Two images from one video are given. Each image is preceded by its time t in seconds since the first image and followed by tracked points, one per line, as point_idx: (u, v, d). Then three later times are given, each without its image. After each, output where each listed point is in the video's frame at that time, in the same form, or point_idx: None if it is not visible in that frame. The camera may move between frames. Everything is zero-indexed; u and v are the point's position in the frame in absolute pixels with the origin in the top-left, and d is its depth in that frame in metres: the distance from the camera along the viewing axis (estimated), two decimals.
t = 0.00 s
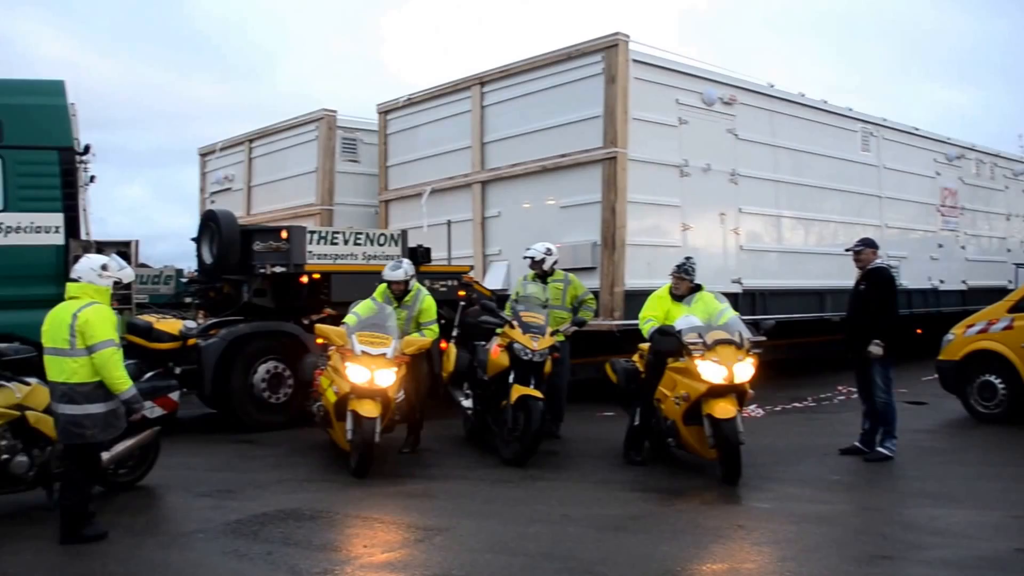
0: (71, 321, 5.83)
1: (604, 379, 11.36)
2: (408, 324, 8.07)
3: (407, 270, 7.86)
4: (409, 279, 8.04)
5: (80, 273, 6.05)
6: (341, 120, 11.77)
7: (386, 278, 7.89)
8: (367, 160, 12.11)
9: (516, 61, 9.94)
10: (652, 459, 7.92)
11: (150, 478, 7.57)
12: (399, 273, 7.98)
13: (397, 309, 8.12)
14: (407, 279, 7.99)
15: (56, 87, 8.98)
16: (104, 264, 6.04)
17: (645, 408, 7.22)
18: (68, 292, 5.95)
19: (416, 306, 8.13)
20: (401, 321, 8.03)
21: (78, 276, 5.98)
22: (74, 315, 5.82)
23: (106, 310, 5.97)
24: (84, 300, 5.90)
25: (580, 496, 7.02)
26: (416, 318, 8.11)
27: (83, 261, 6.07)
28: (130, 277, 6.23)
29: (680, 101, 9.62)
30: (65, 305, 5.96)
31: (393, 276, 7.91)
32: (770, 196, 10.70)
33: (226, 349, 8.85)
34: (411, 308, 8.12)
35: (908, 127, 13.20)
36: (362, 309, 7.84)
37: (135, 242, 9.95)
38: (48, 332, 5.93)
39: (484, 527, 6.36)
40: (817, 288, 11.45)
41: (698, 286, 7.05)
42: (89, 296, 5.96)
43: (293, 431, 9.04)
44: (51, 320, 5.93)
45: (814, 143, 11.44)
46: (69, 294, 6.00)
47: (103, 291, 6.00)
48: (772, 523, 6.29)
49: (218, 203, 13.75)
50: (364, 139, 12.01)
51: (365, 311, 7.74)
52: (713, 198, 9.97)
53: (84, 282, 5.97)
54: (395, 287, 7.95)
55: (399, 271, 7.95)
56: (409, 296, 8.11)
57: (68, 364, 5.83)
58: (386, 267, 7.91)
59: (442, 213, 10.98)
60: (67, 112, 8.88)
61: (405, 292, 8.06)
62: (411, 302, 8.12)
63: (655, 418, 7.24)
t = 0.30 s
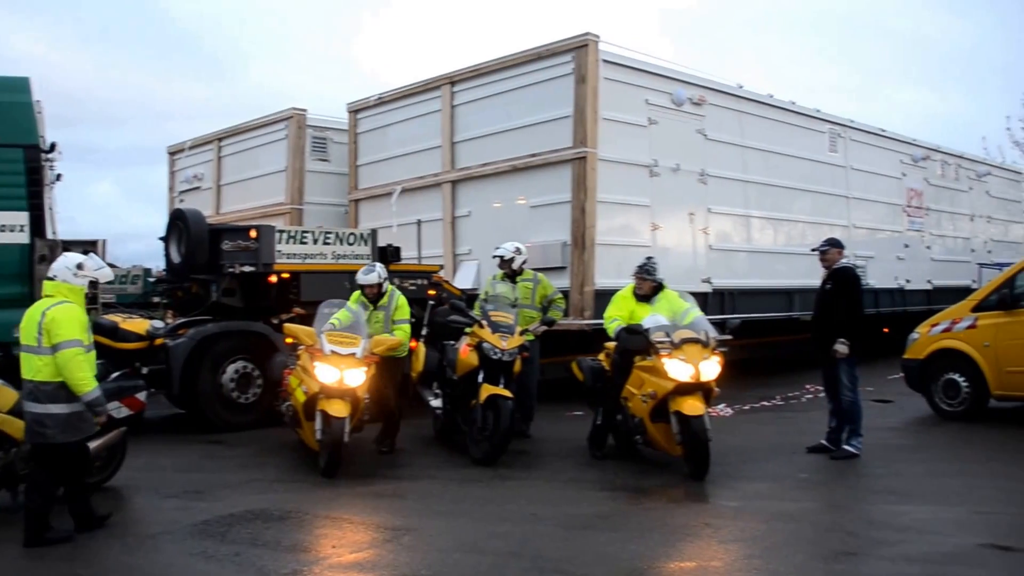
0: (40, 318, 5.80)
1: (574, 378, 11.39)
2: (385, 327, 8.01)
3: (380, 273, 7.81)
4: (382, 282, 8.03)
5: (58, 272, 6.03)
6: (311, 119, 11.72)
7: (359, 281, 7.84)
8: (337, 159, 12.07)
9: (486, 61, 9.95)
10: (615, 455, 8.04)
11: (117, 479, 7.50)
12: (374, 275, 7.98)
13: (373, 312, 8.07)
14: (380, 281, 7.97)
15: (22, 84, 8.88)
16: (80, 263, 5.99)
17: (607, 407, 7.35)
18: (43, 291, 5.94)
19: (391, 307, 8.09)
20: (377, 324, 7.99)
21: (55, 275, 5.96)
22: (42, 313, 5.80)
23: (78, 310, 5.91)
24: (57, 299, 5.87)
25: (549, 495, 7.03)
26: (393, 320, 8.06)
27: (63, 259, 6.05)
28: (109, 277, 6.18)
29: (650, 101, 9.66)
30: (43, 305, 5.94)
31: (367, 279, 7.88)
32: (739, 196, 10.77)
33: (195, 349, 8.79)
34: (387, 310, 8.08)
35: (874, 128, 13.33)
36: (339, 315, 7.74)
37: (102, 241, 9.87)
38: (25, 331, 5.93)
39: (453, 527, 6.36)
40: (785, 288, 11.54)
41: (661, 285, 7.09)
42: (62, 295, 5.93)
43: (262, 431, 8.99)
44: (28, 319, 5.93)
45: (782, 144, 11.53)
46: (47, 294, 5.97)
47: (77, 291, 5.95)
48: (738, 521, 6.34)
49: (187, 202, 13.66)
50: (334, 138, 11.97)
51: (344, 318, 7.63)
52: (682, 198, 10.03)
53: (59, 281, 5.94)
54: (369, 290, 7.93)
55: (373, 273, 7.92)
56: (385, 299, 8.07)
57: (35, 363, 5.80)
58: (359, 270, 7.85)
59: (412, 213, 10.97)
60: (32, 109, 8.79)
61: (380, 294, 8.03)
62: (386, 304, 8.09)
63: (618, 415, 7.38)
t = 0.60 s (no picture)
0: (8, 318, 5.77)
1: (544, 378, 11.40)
2: (362, 325, 7.97)
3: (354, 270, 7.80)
4: (359, 280, 7.98)
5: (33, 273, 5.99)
6: (280, 118, 11.66)
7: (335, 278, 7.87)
8: (307, 159, 12.02)
9: (456, 60, 9.94)
10: (584, 454, 8.08)
11: (83, 481, 7.41)
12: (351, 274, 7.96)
13: (351, 312, 8.04)
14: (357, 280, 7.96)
15: None
16: (53, 263, 5.98)
17: (575, 406, 7.39)
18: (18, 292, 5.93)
19: (368, 306, 8.08)
20: (356, 322, 7.97)
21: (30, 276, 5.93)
22: (10, 313, 5.77)
23: (47, 309, 5.84)
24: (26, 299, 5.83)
25: (518, 495, 7.03)
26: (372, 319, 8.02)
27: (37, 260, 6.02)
28: (84, 276, 6.11)
29: (619, 101, 9.69)
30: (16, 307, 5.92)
31: (342, 276, 7.87)
32: (708, 196, 10.83)
33: (162, 349, 8.71)
34: (365, 308, 8.07)
35: (842, 130, 13.45)
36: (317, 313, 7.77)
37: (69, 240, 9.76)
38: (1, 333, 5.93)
39: (422, 527, 6.34)
40: (754, 288, 11.62)
41: (621, 284, 7.15)
42: (35, 295, 5.88)
43: (231, 432, 8.93)
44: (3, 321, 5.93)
45: (751, 144, 11.61)
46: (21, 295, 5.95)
47: (49, 291, 5.89)
48: (706, 520, 6.37)
49: (156, 201, 13.55)
50: (304, 137, 11.91)
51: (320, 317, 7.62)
52: (652, 198, 10.06)
53: (33, 281, 5.91)
54: (344, 288, 7.91)
55: (349, 271, 7.89)
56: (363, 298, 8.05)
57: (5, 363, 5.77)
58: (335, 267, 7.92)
59: (382, 213, 10.94)
60: None
61: (356, 293, 8.02)
62: (364, 303, 8.07)
63: (584, 416, 7.47)
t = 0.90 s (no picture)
0: None
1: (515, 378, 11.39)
2: (331, 323, 7.87)
3: (325, 267, 7.71)
4: (329, 279, 7.91)
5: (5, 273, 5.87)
6: (249, 116, 11.57)
7: (306, 274, 7.78)
8: (276, 158, 11.93)
9: (427, 59, 9.90)
10: (553, 453, 8.09)
11: (47, 484, 7.30)
12: (321, 271, 7.89)
13: (320, 310, 7.97)
14: (328, 278, 7.86)
15: None
16: (29, 261, 5.90)
17: (542, 404, 7.37)
18: None
19: (338, 305, 7.98)
20: (325, 320, 7.88)
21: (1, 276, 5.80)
22: None
23: (20, 305, 5.68)
24: None
25: (488, 496, 7.01)
26: (341, 317, 7.94)
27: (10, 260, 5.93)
28: (60, 275, 6.06)
29: (590, 101, 9.70)
30: None
31: (313, 273, 7.79)
32: (679, 196, 10.87)
33: (128, 349, 8.62)
34: (335, 307, 7.99)
35: (811, 131, 13.55)
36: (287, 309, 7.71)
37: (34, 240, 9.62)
38: None
39: (391, 529, 6.31)
40: (724, 288, 11.67)
41: (587, 283, 7.24)
42: (9, 292, 5.73)
43: (198, 434, 8.85)
44: None
45: (721, 145, 11.66)
46: None
47: (24, 287, 5.78)
48: (676, 519, 6.38)
49: (123, 199, 13.40)
50: (273, 136, 11.82)
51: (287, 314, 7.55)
52: (622, 199, 10.08)
53: (8, 279, 5.79)
54: (314, 284, 7.83)
55: (320, 269, 7.82)
56: (334, 296, 7.96)
57: None
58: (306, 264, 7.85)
59: (351, 213, 10.88)
60: None
61: (326, 292, 7.93)
62: (334, 301, 7.98)
63: (551, 412, 7.42)
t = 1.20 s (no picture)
0: None
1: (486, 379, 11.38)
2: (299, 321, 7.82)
3: (293, 266, 7.69)
4: (298, 278, 7.88)
5: None
6: (218, 115, 11.49)
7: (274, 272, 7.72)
8: (245, 157, 11.84)
9: (397, 58, 9.86)
10: (523, 453, 8.08)
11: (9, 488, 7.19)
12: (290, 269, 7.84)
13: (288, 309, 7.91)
14: (296, 276, 7.82)
15: None
16: None
17: (511, 404, 7.65)
18: None
19: (307, 304, 7.94)
20: (293, 319, 7.83)
21: None
22: None
23: None
24: None
25: (458, 497, 6.99)
26: (309, 316, 7.91)
27: None
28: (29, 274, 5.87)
29: (561, 101, 9.71)
30: None
31: (282, 271, 7.73)
32: (650, 197, 10.90)
33: (95, 349, 8.50)
34: (303, 306, 7.94)
35: (781, 132, 13.66)
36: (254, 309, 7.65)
37: None
38: None
39: (360, 531, 6.26)
40: (695, 288, 11.71)
41: (556, 283, 7.33)
42: None
43: (165, 436, 8.76)
44: None
45: (692, 146, 11.71)
46: None
47: None
48: (645, 520, 6.39)
49: (89, 198, 13.24)
50: (242, 135, 11.73)
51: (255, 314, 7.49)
52: (593, 199, 10.09)
53: None
54: (281, 282, 7.78)
55: (288, 267, 7.76)
56: (302, 295, 7.92)
57: None
58: (274, 262, 7.79)
59: (320, 213, 10.82)
60: None
61: (294, 290, 7.89)
62: (301, 300, 7.94)
63: (521, 412, 7.71)
